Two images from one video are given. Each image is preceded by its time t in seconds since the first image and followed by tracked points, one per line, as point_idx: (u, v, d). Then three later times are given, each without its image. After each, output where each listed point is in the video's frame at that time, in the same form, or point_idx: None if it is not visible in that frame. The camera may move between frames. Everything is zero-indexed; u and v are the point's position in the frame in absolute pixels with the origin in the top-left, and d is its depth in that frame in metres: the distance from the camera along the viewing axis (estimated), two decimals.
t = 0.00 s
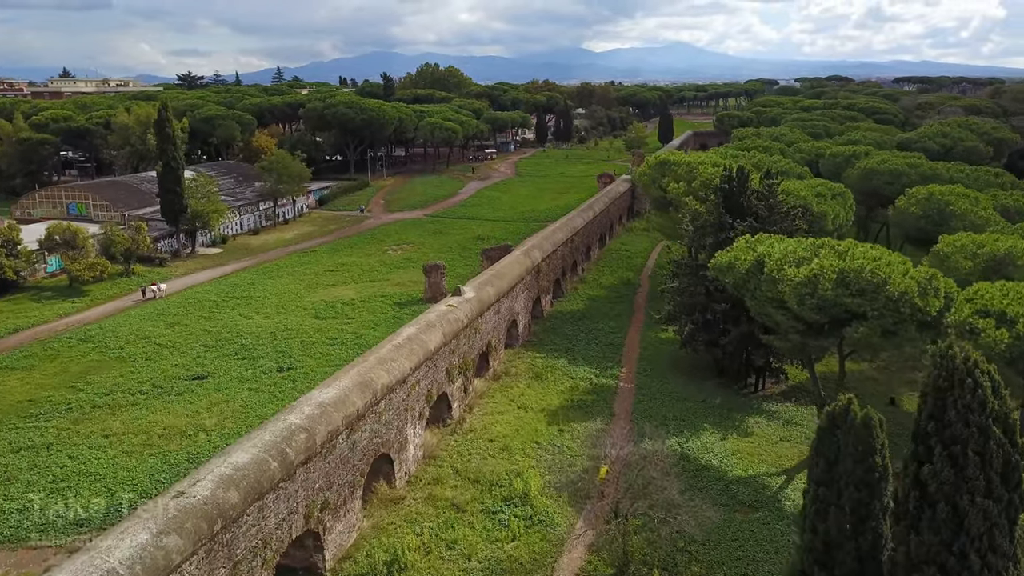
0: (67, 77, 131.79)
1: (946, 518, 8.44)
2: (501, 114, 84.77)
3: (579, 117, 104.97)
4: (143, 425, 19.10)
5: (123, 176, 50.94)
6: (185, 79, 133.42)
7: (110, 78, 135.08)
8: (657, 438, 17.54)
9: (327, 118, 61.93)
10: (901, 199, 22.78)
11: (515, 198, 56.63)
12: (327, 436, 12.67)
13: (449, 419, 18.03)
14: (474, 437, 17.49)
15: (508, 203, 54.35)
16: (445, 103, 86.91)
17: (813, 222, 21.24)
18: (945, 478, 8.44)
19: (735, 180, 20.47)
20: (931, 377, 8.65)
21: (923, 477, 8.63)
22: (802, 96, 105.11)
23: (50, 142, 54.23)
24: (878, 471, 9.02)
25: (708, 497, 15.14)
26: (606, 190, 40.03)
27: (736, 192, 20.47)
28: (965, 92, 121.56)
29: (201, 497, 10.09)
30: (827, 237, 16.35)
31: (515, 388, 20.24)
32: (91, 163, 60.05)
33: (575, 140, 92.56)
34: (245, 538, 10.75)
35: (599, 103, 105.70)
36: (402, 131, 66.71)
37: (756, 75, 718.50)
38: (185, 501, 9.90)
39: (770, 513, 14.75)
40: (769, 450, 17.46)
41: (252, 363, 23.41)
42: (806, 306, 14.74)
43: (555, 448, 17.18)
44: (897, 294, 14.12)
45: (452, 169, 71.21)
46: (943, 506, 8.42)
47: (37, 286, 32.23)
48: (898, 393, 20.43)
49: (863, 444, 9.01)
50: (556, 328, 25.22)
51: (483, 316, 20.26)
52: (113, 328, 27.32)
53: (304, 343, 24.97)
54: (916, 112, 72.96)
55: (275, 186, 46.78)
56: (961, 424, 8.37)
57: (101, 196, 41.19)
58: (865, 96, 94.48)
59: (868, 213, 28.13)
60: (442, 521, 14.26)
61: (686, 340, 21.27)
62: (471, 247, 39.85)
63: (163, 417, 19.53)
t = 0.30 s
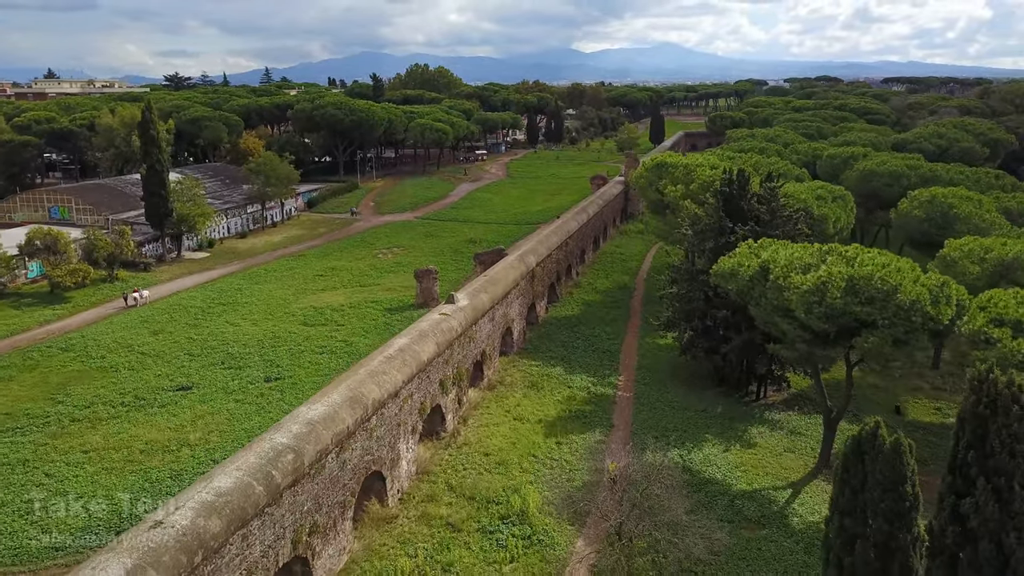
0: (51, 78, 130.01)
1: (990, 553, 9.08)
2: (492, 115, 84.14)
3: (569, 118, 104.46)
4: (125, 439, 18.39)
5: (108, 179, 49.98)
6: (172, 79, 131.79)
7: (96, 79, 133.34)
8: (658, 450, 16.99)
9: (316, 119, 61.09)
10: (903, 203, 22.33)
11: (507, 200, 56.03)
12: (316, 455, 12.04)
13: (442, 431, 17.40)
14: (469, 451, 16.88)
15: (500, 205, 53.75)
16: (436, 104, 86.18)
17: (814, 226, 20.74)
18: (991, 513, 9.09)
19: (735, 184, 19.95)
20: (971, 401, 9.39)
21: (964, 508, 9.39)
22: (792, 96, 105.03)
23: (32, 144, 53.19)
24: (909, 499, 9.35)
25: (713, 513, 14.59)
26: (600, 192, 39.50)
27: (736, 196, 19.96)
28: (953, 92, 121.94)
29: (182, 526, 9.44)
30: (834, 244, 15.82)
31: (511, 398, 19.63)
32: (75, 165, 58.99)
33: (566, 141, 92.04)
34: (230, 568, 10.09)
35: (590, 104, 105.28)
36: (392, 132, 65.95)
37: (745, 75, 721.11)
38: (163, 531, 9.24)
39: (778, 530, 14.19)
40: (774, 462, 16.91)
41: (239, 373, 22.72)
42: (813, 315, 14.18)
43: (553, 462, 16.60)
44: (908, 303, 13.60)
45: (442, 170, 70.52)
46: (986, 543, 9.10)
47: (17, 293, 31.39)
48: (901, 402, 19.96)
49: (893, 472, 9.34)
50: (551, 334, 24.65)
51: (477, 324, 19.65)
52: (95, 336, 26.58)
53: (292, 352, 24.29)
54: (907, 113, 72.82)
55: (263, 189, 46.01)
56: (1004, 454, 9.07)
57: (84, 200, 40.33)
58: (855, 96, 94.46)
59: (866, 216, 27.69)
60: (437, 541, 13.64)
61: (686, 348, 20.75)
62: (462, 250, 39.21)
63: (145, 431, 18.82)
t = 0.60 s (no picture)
0: (40, 78, 128.69)
1: None
2: (486, 115, 83.54)
3: (564, 118, 103.95)
4: (111, 453, 17.74)
5: (97, 181, 49.18)
6: (163, 79, 130.56)
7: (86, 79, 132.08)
8: (663, 462, 16.45)
9: (308, 120, 60.37)
10: (909, 205, 21.86)
11: (502, 201, 55.45)
12: (309, 475, 11.44)
13: (440, 443, 16.86)
14: (467, 463, 16.32)
15: (496, 206, 53.15)
16: (429, 104, 85.54)
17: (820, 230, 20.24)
18: None
19: (740, 186, 19.41)
20: (1017, 433, 9.86)
21: (1015, 544, 9.65)
22: (786, 96, 104.80)
23: (19, 145, 52.32)
24: (948, 530, 9.53)
25: (723, 530, 14.05)
26: (597, 194, 38.98)
27: (740, 199, 19.43)
28: (946, 92, 122.06)
29: (165, 556, 8.82)
30: (845, 249, 15.30)
31: (510, 408, 19.06)
32: (63, 166, 58.11)
33: (560, 141, 91.53)
34: None
35: (584, 104, 104.84)
36: (385, 132, 65.27)
37: (739, 75, 722.29)
38: (144, 562, 8.62)
39: (790, 547, 13.65)
40: (782, 473, 16.38)
41: (229, 382, 22.09)
42: (826, 323, 13.63)
43: (555, 476, 16.04)
44: (924, 311, 13.09)
45: (437, 171, 69.90)
46: None
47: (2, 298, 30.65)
48: (910, 409, 19.48)
49: (930, 501, 9.54)
50: (550, 339, 24.11)
51: (476, 331, 19.08)
52: (82, 343, 25.89)
53: (284, 360, 23.66)
54: (902, 113, 72.58)
55: (254, 191, 45.33)
56: None
57: (72, 203, 39.60)
58: (850, 96, 94.30)
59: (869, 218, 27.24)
60: (435, 560, 13.04)
61: (690, 355, 20.23)
62: (458, 252, 38.62)
63: (132, 444, 18.17)
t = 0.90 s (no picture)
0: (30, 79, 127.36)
1: None
2: (480, 115, 82.99)
3: (558, 118, 103.48)
4: (96, 466, 17.12)
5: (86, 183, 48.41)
6: (155, 79, 129.34)
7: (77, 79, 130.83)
8: (668, 475, 15.95)
9: (301, 120, 59.67)
10: (916, 207, 21.43)
11: (498, 202, 54.92)
12: (303, 495, 10.88)
13: (439, 456, 16.33)
14: (467, 476, 15.78)
15: (491, 207, 52.57)
16: (424, 104, 84.93)
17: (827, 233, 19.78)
18: None
19: (746, 188, 18.92)
20: None
21: None
22: (780, 96, 104.61)
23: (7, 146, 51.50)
24: (993, 565, 9.49)
25: (733, 546, 13.54)
26: (595, 195, 38.52)
27: (745, 201, 18.94)
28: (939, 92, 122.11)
29: None
30: (856, 254, 14.79)
31: (510, 417, 18.53)
32: (53, 168, 57.30)
33: (555, 141, 91.05)
34: None
35: (578, 104, 104.44)
36: (379, 133, 64.67)
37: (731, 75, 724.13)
38: None
39: (803, 564, 13.11)
40: (791, 485, 15.89)
41: (220, 391, 21.48)
42: (840, 331, 13.12)
43: (558, 490, 15.51)
44: (941, 319, 12.59)
45: (431, 172, 69.32)
46: None
47: None
48: (919, 417, 19.02)
49: (974, 534, 9.54)
50: (549, 345, 23.60)
51: (474, 338, 18.55)
52: (69, 350, 25.23)
53: (277, 367, 23.09)
54: (898, 113, 72.40)
55: (246, 193, 44.71)
56: None
57: (60, 205, 38.94)
58: (844, 96, 94.18)
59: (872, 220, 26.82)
60: None
61: (694, 361, 19.74)
62: (454, 255, 38.10)
63: (118, 458, 17.55)
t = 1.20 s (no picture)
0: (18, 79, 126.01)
1: None
2: (474, 116, 82.43)
3: (552, 118, 103.03)
4: (81, 481, 16.52)
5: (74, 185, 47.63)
6: (146, 79, 128.20)
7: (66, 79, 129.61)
8: (673, 487, 15.48)
9: (293, 121, 58.94)
10: (921, 209, 21.04)
11: (492, 203, 54.39)
12: (296, 516, 10.33)
13: (437, 468, 15.84)
14: (466, 490, 15.26)
15: (486, 209, 52.05)
16: (417, 104, 84.30)
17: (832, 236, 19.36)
18: None
19: (750, 190, 18.47)
20: None
21: None
22: (774, 96, 104.37)
23: None
24: None
25: (743, 562, 13.07)
26: (592, 196, 38.06)
27: (750, 204, 18.50)
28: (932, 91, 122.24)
29: None
30: (867, 259, 14.34)
31: (510, 427, 18.04)
32: (40, 169, 56.45)
33: (549, 142, 90.55)
34: None
35: (572, 104, 104.02)
36: (372, 133, 64.02)
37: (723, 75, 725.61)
38: None
39: None
40: (801, 496, 15.43)
41: (210, 400, 20.88)
42: (853, 339, 12.67)
43: (560, 503, 15.01)
44: (958, 327, 12.14)
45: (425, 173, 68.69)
46: None
47: None
48: (926, 424, 18.62)
49: None
50: (548, 350, 23.12)
51: (473, 345, 18.04)
52: (54, 357, 24.59)
53: (269, 374, 22.51)
54: (893, 113, 72.21)
55: (238, 195, 44.09)
56: None
57: (47, 208, 38.29)
58: (838, 96, 94.01)
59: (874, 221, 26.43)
60: None
61: (698, 368, 19.29)
62: (448, 257, 37.56)
63: (104, 471, 16.96)
